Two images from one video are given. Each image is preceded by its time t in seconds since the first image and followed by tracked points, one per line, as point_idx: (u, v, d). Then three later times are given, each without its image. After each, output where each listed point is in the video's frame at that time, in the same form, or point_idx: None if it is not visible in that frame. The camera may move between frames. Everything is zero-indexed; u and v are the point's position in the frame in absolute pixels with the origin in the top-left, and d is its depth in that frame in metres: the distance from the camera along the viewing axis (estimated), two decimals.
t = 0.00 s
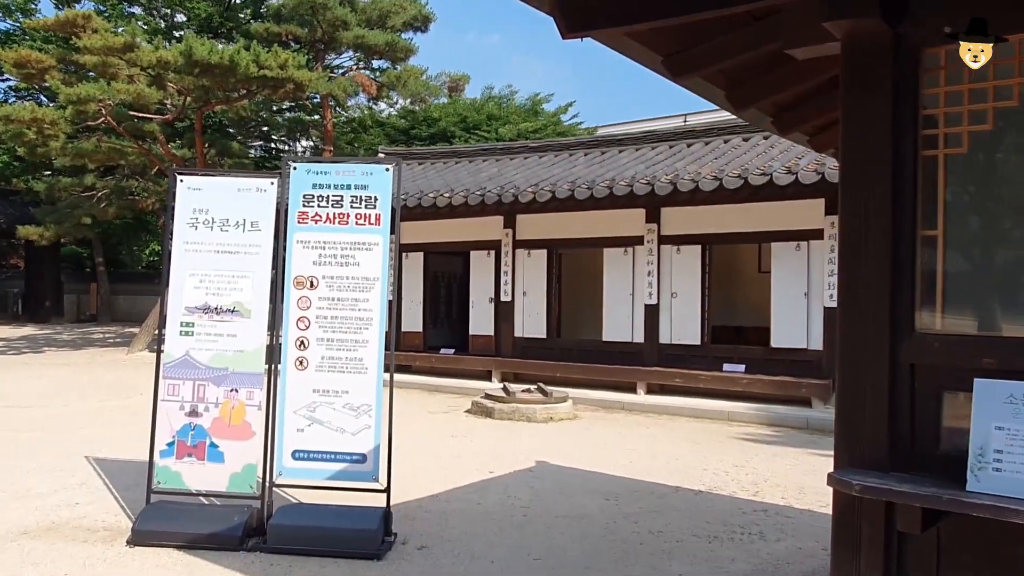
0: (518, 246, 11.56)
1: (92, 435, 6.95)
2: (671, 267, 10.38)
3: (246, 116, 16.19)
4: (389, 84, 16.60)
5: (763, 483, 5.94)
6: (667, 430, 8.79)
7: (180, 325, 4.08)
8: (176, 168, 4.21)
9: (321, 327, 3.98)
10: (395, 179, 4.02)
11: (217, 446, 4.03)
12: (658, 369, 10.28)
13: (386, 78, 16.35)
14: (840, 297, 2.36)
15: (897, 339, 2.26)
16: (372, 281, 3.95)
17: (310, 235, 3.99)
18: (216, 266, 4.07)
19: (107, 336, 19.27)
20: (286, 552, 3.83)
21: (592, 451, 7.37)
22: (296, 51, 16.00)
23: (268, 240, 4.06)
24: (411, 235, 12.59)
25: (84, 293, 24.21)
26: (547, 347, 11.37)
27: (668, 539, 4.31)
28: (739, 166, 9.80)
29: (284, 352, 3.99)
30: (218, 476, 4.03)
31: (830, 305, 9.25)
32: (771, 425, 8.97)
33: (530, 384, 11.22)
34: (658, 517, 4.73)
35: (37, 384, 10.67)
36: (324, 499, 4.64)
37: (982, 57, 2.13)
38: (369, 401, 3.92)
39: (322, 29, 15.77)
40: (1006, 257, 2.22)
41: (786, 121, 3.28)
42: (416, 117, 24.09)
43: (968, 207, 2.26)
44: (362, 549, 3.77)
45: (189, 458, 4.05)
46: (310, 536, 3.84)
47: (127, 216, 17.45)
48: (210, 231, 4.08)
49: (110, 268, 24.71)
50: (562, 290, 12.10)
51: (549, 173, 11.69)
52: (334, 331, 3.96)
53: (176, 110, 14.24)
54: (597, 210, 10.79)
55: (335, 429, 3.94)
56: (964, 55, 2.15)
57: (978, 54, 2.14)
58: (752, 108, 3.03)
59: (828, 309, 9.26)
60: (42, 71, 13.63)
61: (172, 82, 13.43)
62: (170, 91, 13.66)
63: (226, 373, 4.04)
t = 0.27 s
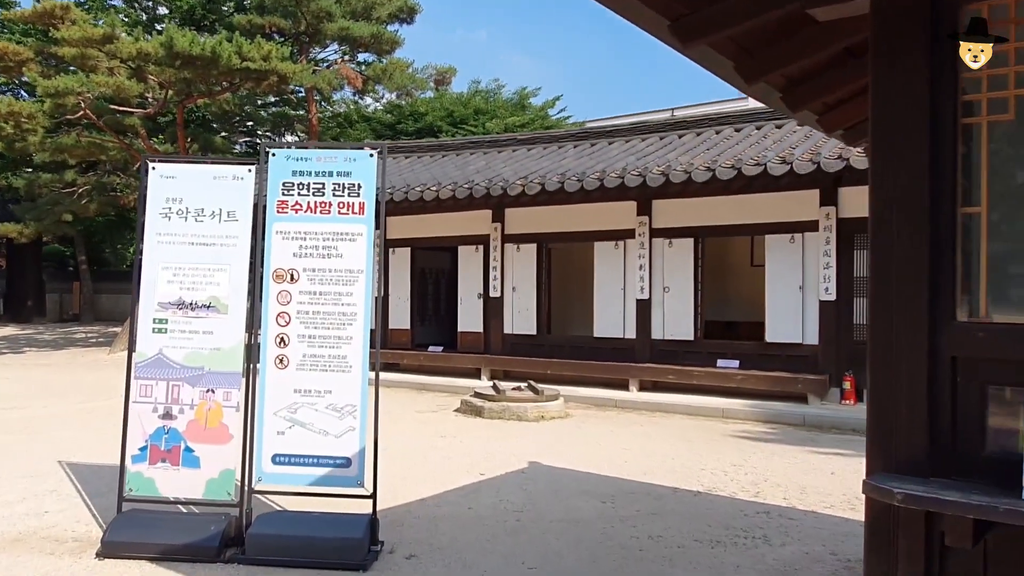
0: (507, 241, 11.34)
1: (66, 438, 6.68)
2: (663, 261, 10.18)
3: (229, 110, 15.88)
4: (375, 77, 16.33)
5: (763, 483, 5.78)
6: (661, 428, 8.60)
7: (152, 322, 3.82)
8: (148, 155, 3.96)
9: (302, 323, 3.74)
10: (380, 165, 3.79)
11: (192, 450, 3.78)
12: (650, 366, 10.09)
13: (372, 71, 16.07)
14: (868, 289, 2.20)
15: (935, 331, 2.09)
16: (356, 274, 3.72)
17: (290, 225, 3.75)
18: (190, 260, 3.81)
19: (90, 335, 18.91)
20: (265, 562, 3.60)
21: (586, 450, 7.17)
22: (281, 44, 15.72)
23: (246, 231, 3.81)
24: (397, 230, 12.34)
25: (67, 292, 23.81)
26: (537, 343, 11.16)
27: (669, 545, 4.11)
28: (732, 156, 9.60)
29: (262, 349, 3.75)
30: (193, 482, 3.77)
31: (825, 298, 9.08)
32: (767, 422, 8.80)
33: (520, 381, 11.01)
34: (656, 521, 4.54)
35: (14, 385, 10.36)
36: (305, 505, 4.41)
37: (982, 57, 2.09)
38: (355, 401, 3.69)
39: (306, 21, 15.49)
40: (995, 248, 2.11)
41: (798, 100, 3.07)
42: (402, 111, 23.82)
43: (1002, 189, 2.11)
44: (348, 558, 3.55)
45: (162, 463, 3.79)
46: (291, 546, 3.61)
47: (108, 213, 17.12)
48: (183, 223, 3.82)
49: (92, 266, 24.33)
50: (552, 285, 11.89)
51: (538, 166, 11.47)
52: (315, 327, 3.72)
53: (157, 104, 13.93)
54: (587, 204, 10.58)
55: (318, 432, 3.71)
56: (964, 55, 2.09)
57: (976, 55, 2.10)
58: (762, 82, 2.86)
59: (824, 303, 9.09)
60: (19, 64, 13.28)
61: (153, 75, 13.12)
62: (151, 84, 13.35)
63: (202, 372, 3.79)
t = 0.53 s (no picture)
0: (495, 233, 11.14)
1: (41, 439, 6.45)
2: (654, 253, 10.02)
3: (213, 103, 15.60)
4: (360, 69, 16.08)
5: (761, 482, 5.68)
6: (654, 422, 8.47)
7: (123, 320, 3.62)
8: (117, 144, 3.73)
9: (282, 321, 3.54)
10: (363, 153, 3.58)
11: (167, 455, 3.58)
12: (641, 359, 9.94)
13: (357, 63, 15.82)
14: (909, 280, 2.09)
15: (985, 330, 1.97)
16: (339, 268, 3.52)
17: (269, 217, 3.55)
18: (162, 254, 3.60)
19: (73, 331, 18.60)
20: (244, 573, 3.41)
21: (578, 446, 7.02)
22: (264, 35, 15.45)
23: (221, 224, 3.60)
24: (384, 223, 12.13)
25: (51, 288, 23.48)
26: (526, 337, 10.99)
27: (669, 550, 4.04)
28: (724, 146, 9.41)
29: (241, 348, 3.55)
30: (169, 489, 3.57)
31: (820, 289, 8.99)
32: (760, 416, 8.69)
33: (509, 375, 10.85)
34: (655, 523, 4.48)
35: None
36: (287, 511, 4.23)
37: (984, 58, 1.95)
38: (338, 402, 3.50)
39: (290, 12, 15.23)
40: None
41: (806, 80, 2.93)
42: (388, 103, 23.49)
43: None
44: (332, 568, 3.37)
45: (135, 469, 3.60)
46: (271, 556, 3.42)
47: (90, 207, 16.81)
48: (155, 215, 3.61)
49: (73, 261, 23.91)
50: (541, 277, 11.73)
51: (526, 157, 11.27)
52: (296, 324, 3.53)
53: (139, 97, 13.65)
54: (576, 195, 10.40)
55: (300, 435, 3.52)
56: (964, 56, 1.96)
57: (979, 54, 1.96)
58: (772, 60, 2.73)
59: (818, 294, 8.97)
60: None
61: (133, 67, 12.84)
62: (133, 76, 13.08)
63: (176, 373, 3.59)
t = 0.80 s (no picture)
0: (481, 224, 10.95)
1: (13, 439, 6.21)
2: (642, 244, 9.86)
3: (195, 94, 15.31)
4: (344, 60, 15.81)
5: (758, 477, 5.54)
6: (645, 414, 8.32)
7: (91, 315, 3.39)
8: (84, 126, 3.51)
9: (261, 313, 3.33)
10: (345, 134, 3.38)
11: (140, 457, 3.37)
12: (631, 351, 9.79)
13: (341, 54, 15.56)
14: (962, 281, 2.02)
15: None
16: (320, 256, 3.31)
17: (246, 202, 3.34)
18: (133, 243, 3.38)
19: (55, 327, 18.28)
20: None
21: (569, 440, 6.86)
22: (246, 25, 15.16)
23: (196, 211, 3.38)
24: (368, 214, 11.90)
25: (33, 283, 23.13)
26: (514, 329, 10.82)
27: (668, 549, 3.88)
28: (712, 134, 9.22)
29: (218, 343, 3.34)
30: (141, 493, 3.36)
31: (810, 278, 8.84)
32: (752, 407, 8.54)
33: (497, 368, 10.67)
34: (652, 520, 4.33)
35: None
36: (267, 515, 4.03)
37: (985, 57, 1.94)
38: (321, 399, 3.31)
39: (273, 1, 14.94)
40: None
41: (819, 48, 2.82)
42: (372, 96, 23.21)
43: None
44: None
45: (106, 472, 3.38)
46: (250, 564, 3.22)
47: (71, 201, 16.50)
48: (125, 202, 3.39)
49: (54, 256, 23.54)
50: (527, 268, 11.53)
51: (511, 146, 11.06)
52: (276, 317, 3.33)
53: (121, 88, 13.33)
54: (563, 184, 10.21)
55: (280, 434, 3.32)
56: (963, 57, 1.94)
57: (979, 54, 1.94)
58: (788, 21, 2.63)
59: (808, 283, 8.85)
60: None
61: (114, 57, 12.54)
62: (114, 67, 12.78)
63: (148, 369, 3.37)
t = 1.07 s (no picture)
0: (464, 213, 10.73)
1: None
2: (628, 232, 9.69)
3: (172, 85, 14.97)
4: (324, 50, 15.52)
5: (754, 469, 5.39)
6: (633, 405, 8.16)
7: (53, 308, 3.16)
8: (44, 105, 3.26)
9: (237, 305, 3.12)
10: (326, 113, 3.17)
11: (106, 460, 3.15)
12: (617, 340, 9.62)
13: (322, 43, 15.27)
14: None
15: None
16: (300, 244, 3.10)
17: (220, 187, 3.12)
18: (97, 231, 3.15)
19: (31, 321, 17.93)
20: None
21: (557, 433, 6.68)
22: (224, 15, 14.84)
23: (165, 196, 3.16)
24: (349, 204, 11.65)
25: (10, 277, 22.72)
26: (498, 320, 10.62)
27: (668, 549, 3.71)
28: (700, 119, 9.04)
29: (190, 338, 3.12)
30: (108, 499, 3.14)
31: (798, 265, 8.71)
32: (741, 396, 8.40)
33: (482, 360, 10.48)
34: (649, 518, 4.16)
35: None
36: (243, 520, 3.81)
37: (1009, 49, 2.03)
38: (302, 397, 3.10)
39: None
40: None
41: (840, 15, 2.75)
42: (353, 86, 22.90)
43: None
44: None
45: (70, 476, 3.15)
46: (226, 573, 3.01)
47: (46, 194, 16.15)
48: (89, 186, 3.15)
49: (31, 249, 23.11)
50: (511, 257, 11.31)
51: (494, 134, 10.83)
52: (253, 309, 3.11)
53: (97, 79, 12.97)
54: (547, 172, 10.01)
55: (258, 434, 3.11)
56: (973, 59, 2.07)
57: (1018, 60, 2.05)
58: None
59: (796, 270, 8.72)
60: None
61: (93, 50, 12.26)
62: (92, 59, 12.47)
63: (115, 367, 3.15)
